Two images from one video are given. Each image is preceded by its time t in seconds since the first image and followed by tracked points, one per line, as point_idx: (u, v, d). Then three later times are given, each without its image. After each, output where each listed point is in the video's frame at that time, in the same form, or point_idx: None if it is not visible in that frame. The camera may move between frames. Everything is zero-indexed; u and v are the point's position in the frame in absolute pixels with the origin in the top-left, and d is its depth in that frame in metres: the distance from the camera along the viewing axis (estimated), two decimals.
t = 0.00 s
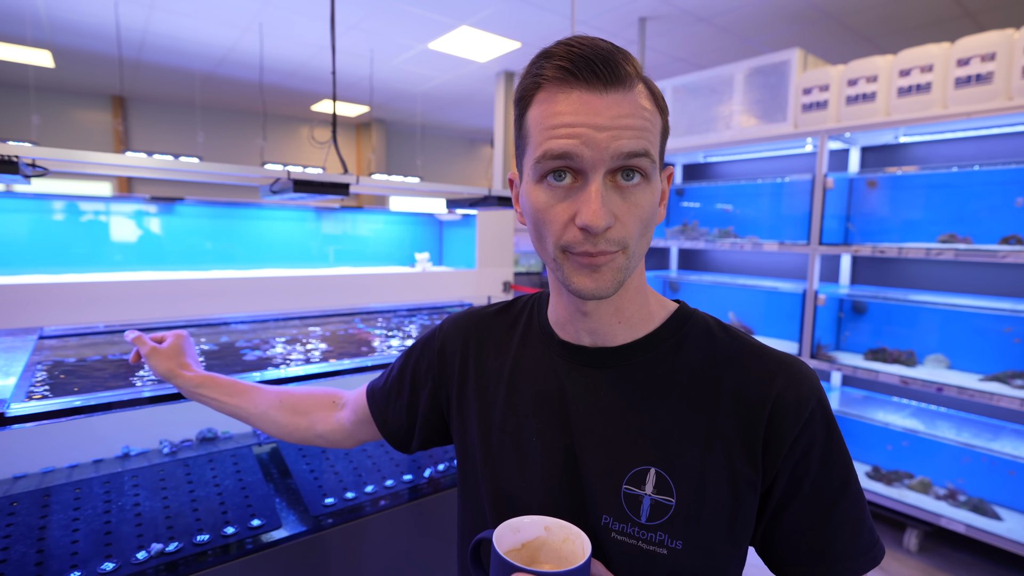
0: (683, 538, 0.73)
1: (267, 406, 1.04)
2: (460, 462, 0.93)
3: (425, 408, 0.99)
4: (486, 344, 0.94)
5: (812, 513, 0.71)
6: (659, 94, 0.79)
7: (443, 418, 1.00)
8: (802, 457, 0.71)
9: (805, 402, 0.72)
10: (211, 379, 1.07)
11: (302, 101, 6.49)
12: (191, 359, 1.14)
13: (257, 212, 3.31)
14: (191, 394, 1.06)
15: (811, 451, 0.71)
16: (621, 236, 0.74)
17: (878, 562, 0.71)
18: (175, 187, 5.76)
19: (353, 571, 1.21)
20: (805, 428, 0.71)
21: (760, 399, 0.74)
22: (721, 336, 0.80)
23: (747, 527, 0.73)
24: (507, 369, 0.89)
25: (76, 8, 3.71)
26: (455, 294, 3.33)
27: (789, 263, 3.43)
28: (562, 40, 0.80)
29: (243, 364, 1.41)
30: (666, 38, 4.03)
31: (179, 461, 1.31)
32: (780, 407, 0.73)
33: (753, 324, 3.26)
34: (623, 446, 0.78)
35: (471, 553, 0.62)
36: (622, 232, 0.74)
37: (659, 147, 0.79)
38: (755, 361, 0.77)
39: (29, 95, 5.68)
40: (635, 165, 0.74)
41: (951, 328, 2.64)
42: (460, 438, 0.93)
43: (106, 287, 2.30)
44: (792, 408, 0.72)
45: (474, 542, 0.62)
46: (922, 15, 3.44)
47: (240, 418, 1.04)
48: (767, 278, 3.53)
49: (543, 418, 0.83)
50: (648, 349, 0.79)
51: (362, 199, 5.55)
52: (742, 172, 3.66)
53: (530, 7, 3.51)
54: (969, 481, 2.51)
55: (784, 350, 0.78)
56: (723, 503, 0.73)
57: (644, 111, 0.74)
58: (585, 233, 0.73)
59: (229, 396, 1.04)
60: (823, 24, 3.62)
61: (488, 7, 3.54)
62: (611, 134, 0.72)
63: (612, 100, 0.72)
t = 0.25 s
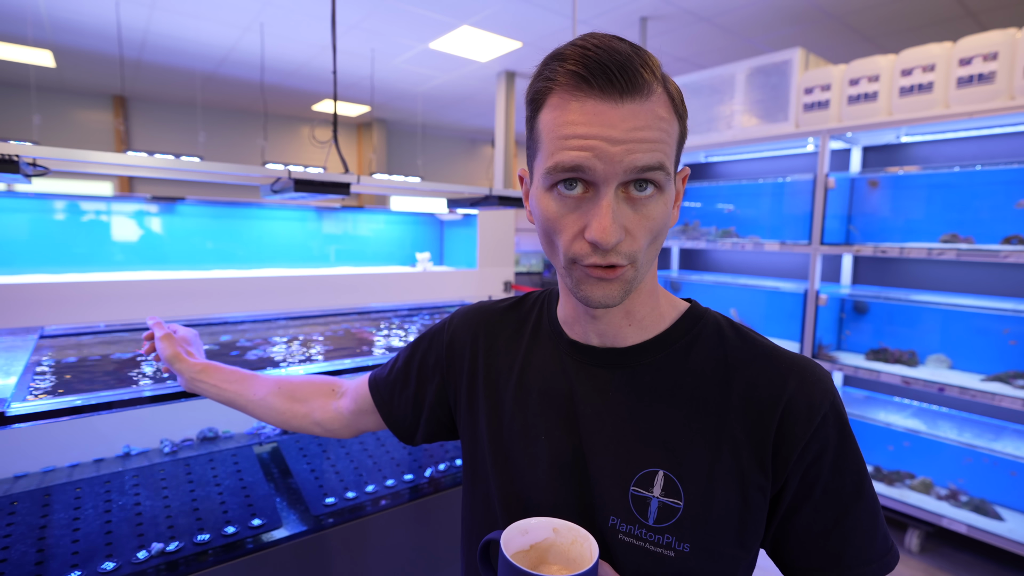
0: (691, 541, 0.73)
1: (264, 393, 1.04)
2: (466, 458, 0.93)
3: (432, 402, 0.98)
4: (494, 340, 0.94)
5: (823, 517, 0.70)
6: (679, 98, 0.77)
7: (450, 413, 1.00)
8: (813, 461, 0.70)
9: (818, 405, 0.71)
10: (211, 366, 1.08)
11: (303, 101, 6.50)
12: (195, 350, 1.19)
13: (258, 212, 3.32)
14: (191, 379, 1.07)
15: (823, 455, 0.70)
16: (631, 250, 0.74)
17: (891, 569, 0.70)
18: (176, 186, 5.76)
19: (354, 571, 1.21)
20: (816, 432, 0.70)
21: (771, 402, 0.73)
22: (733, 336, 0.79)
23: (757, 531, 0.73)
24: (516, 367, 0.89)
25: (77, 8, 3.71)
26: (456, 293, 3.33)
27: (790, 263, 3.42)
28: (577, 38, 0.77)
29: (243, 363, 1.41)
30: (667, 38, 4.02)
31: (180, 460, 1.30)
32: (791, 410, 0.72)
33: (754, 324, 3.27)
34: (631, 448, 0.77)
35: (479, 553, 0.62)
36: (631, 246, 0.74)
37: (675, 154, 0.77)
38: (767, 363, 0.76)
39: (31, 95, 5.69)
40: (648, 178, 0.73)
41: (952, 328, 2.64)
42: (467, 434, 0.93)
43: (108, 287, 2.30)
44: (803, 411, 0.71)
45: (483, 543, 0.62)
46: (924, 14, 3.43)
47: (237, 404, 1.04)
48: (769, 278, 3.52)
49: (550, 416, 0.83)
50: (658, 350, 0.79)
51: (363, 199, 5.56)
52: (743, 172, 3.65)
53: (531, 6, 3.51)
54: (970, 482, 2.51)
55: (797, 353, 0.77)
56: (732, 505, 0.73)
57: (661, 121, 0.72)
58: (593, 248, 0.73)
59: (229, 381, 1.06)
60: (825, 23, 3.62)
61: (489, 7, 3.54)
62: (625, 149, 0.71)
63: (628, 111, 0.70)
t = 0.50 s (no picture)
0: (696, 546, 0.72)
1: (269, 395, 1.04)
2: (473, 456, 0.93)
3: (439, 400, 0.99)
4: (502, 339, 0.94)
5: (833, 525, 0.69)
6: (688, 88, 0.78)
7: (457, 412, 1.00)
8: (824, 469, 0.69)
9: (831, 413, 0.70)
10: (213, 371, 1.07)
11: (304, 100, 6.50)
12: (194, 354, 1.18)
13: (258, 211, 3.32)
14: (193, 387, 1.06)
15: (835, 463, 0.69)
16: (649, 234, 0.73)
17: None
18: (177, 185, 5.76)
19: (354, 569, 1.21)
20: (828, 440, 0.69)
21: (782, 408, 0.72)
22: (745, 340, 0.79)
23: (765, 537, 0.72)
24: (524, 366, 0.89)
25: (78, 6, 3.71)
26: (456, 293, 3.33)
27: (790, 263, 3.42)
28: (587, 29, 0.79)
29: (244, 362, 1.41)
30: (668, 37, 4.02)
31: (180, 458, 1.30)
32: (803, 417, 0.71)
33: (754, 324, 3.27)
34: (638, 451, 0.77)
35: (484, 553, 0.62)
36: (650, 230, 0.73)
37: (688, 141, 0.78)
38: (779, 368, 0.75)
39: (31, 93, 5.68)
40: (665, 162, 0.74)
41: (953, 328, 2.64)
42: (474, 432, 0.93)
43: (109, 285, 2.31)
44: (816, 418, 0.70)
45: (487, 544, 0.62)
46: (925, 15, 3.43)
47: (243, 408, 1.04)
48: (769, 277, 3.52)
49: (557, 417, 0.83)
50: (668, 351, 0.79)
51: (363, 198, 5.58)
52: (744, 172, 3.65)
53: (532, 6, 3.50)
54: (970, 482, 2.51)
55: (810, 357, 0.77)
56: (740, 511, 0.72)
57: (675, 105, 0.73)
58: (612, 230, 0.72)
59: (232, 386, 1.05)
60: (825, 23, 3.61)
61: (490, 6, 3.54)
62: (643, 129, 0.71)
63: (644, 92, 0.71)
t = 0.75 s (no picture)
0: (698, 552, 0.72)
1: (263, 401, 1.04)
2: (472, 460, 0.93)
3: (437, 404, 0.99)
4: (500, 342, 0.94)
5: (835, 531, 0.69)
6: (688, 85, 0.79)
7: (456, 416, 1.00)
8: (827, 474, 0.69)
9: (833, 417, 0.70)
10: (208, 377, 1.06)
11: (303, 99, 6.48)
12: (190, 359, 1.13)
13: (257, 210, 3.31)
14: (188, 394, 1.05)
15: (837, 468, 0.69)
16: (656, 231, 0.73)
17: None
18: (176, 184, 5.75)
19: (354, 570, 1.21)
20: (830, 445, 0.69)
21: (783, 412, 0.72)
22: (746, 342, 0.78)
23: (767, 543, 0.72)
24: (523, 369, 0.89)
25: (76, 5, 3.70)
26: (456, 293, 3.33)
27: (790, 263, 3.42)
28: (585, 28, 0.79)
29: (243, 362, 1.40)
30: (667, 37, 4.02)
31: (179, 459, 1.30)
32: (805, 421, 0.71)
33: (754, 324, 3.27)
34: (639, 455, 0.77)
35: (478, 552, 0.62)
36: (656, 227, 0.73)
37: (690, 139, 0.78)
38: (780, 371, 0.75)
39: (29, 92, 5.67)
40: (669, 158, 0.73)
41: (952, 328, 2.64)
42: (473, 436, 0.93)
43: (107, 285, 2.30)
44: (818, 422, 0.70)
45: (481, 543, 0.62)
46: (924, 15, 3.43)
47: (238, 414, 1.04)
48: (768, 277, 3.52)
49: (557, 421, 0.83)
50: (667, 354, 0.79)
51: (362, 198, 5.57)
52: (743, 172, 3.65)
53: (532, 5, 3.50)
54: (969, 482, 2.51)
55: (813, 359, 0.76)
56: (740, 516, 0.72)
57: (678, 101, 0.73)
58: (619, 228, 0.72)
59: (226, 394, 1.04)
60: (825, 23, 3.61)
61: (490, 6, 3.53)
62: (648, 125, 0.71)
63: (648, 88, 0.71)
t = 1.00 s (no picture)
0: (699, 552, 0.72)
1: (264, 402, 1.04)
2: (471, 463, 0.93)
3: (435, 407, 0.99)
4: (497, 344, 0.94)
5: (835, 529, 0.69)
6: (681, 85, 0.78)
7: (454, 418, 1.00)
8: (826, 472, 0.69)
9: (831, 414, 0.70)
10: (209, 378, 1.06)
11: (303, 98, 6.48)
12: (189, 358, 1.14)
13: (257, 209, 3.31)
14: (189, 393, 1.05)
15: (836, 466, 0.69)
16: (647, 235, 0.73)
17: None
18: (176, 183, 5.75)
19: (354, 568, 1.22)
20: (829, 443, 0.69)
21: (782, 411, 0.72)
22: (743, 341, 0.79)
23: (768, 543, 0.72)
24: (520, 371, 0.89)
25: (75, 3, 3.69)
26: (456, 292, 3.33)
27: (789, 262, 3.43)
28: (575, 30, 0.79)
29: (243, 361, 1.40)
30: (667, 36, 4.02)
31: (178, 458, 1.30)
32: (803, 420, 0.71)
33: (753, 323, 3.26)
34: (638, 456, 0.77)
35: (479, 562, 0.62)
36: (647, 230, 0.73)
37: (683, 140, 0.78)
38: (778, 369, 0.75)
39: (29, 90, 5.66)
40: (661, 161, 0.73)
41: (950, 328, 2.65)
42: (472, 438, 0.93)
43: (107, 283, 2.30)
44: (816, 421, 0.70)
45: (482, 553, 0.62)
46: (924, 14, 3.43)
47: (240, 414, 1.04)
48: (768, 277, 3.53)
49: (556, 423, 0.83)
50: (665, 354, 0.79)
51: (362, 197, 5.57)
52: (743, 172, 3.65)
53: (532, 4, 3.50)
54: (967, 482, 2.52)
55: (809, 357, 0.77)
56: (741, 516, 0.72)
57: (669, 103, 0.73)
58: (609, 233, 0.72)
59: (227, 394, 1.04)
60: (825, 23, 3.61)
61: (490, 5, 3.53)
62: (638, 129, 0.71)
63: (638, 91, 0.71)
